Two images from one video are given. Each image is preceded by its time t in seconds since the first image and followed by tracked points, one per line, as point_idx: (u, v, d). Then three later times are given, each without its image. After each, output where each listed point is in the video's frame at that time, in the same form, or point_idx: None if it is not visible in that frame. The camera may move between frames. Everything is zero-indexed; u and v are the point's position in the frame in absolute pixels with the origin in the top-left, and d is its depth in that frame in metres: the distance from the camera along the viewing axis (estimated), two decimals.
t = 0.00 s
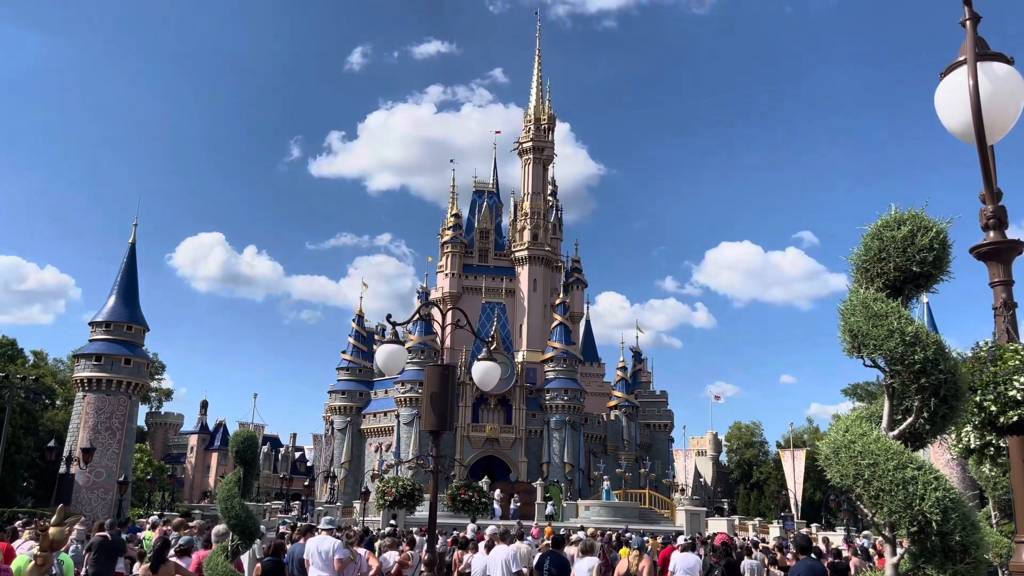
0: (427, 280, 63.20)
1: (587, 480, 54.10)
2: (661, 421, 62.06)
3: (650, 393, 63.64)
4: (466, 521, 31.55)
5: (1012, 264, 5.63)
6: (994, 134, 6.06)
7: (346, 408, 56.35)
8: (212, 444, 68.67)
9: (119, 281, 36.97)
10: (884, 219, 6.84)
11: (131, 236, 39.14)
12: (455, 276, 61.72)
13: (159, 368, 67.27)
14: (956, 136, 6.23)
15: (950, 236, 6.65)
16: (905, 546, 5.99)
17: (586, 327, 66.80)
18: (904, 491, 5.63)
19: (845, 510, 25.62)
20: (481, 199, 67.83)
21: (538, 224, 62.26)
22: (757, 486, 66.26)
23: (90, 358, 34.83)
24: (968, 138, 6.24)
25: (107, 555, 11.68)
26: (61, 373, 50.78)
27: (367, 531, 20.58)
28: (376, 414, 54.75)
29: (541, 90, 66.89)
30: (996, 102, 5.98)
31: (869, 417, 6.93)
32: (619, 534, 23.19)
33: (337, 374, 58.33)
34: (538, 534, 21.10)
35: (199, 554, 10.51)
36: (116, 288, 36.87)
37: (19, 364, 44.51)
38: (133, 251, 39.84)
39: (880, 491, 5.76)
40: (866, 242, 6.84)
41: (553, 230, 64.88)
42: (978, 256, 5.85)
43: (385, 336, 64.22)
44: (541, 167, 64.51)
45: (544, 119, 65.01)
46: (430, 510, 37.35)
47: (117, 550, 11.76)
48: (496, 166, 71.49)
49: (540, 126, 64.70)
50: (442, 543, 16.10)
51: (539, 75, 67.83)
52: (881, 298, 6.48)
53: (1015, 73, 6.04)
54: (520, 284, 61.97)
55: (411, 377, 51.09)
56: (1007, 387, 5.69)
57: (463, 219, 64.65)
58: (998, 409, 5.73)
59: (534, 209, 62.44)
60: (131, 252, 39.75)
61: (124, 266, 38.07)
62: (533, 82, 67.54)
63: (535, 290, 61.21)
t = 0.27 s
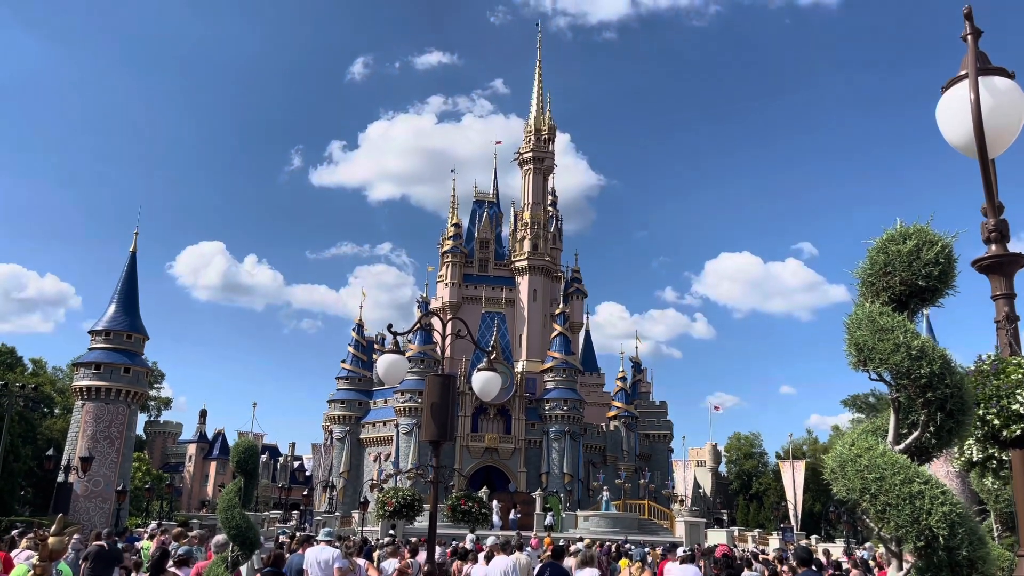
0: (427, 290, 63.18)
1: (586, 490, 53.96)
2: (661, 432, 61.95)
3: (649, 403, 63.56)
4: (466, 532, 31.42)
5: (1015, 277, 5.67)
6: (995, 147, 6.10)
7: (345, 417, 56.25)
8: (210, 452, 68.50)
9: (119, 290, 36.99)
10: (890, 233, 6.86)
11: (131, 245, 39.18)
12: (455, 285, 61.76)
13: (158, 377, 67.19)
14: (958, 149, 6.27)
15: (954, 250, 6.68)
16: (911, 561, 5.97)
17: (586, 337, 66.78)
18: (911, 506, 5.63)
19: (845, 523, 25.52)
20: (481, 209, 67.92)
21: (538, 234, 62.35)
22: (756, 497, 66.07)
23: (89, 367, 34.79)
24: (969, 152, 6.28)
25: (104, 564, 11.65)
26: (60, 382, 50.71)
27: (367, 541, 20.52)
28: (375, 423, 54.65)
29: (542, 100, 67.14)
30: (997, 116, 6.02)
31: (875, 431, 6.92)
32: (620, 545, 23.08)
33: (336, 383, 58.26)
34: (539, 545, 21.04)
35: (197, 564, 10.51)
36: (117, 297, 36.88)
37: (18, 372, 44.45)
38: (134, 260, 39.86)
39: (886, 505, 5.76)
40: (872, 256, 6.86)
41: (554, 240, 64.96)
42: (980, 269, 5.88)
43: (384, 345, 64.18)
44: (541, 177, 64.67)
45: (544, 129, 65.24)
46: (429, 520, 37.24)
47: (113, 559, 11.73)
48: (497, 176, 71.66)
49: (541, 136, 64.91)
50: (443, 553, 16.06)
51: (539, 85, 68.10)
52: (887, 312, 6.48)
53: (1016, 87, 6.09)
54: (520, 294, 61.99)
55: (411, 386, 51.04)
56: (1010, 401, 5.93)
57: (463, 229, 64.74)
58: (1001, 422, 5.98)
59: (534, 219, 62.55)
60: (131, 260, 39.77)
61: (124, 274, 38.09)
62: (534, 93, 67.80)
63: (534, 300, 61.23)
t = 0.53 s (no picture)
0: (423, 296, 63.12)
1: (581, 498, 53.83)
2: (657, 440, 61.86)
3: (645, 411, 63.51)
4: (461, 539, 31.32)
5: (1013, 288, 5.66)
6: (994, 159, 6.11)
7: (341, 424, 56.06)
8: (204, 458, 68.21)
9: (114, 294, 36.86)
10: (891, 243, 6.86)
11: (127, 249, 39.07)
12: (452, 292, 61.71)
13: (153, 382, 66.93)
14: (957, 160, 6.27)
15: (956, 261, 6.67)
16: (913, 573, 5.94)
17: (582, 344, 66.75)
18: (911, 517, 5.60)
19: (841, 532, 25.51)
20: (478, 215, 67.93)
21: (535, 241, 62.38)
22: (752, 506, 65.98)
23: (83, 371, 34.62)
24: (969, 162, 6.28)
25: (94, 570, 11.55)
26: (54, 386, 50.47)
27: (362, 548, 20.44)
28: (370, 430, 54.47)
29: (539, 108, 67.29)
30: (995, 127, 6.03)
31: (876, 441, 6.92)
32: (616, 553, 23.00)
33: (331, 389, 58.10)
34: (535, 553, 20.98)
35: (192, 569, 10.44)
36: (111, 301, 36.75)
37: (12, 376, 44.23)
38: (129, 264, 39.74)
39: (887, 516, 5.73)
40: (873, 266, 6.86)
41: (551, 247, 64.98)
42: (979, 279, 5.87)
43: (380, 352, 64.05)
44: (538, 185, 64.75)
45: (542, 137, 65.35)
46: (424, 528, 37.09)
47: (104, 565, 11.63)
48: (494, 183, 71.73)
49: (538, 143, 65.03)
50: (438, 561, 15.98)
51: (537, 93, 68.25)
52: (888, 321, 6.47)
53: (1015, 98, 6.11)
54: (516, 301, 61.96)
55: (406, 393, 50.91)
56: (1010, 413, 5.90)
57: (460, 235, 64.73)
58: (1001, 433, 5.96)
59: (531, 226, 62.60)
60: (127, 265, 39.65)
61: (120, 279, 37.97)
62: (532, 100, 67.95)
63: (531, 308, 61.17)
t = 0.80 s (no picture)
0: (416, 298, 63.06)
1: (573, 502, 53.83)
2: (648, 444, 61.93)
3: (637, 415, 63.60)
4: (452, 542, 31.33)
5: (1004, 295, 5.68)
6: (985, 167, 6.14)
7: (332, 426, 55.92)
8: (195, 459, 67.96)
9: (105, 294, 36.70)
10: (881, 250, 6.91)
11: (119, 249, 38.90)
12: (445, 294, 61.66)
13: (144, 382, 66.65)
14: (949, 167, 6.31)
15: (946, 268, 6.71)
16: None
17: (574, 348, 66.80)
18: (900, 524, 5.62)
19: (829, 538, 25.60)
20: (472, 218, 67.94)
21: (528, 244, 62.42)
22: (742, 510, 66.10)
23: (73, 372, 34.44)
24: (960, 170, 6.32)
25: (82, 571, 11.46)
26: (44, 386, 50.19)
27: (353, 550, 20.49)
28: (362, 432, 54.35)
29: (534, 111, 67.37)
30: (987, 135, 6.06)
31: (865, 448, 6.99)
32: (604, 555, 23.12)
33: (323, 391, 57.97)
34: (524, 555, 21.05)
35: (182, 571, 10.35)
36: (103, 301, 36.59)
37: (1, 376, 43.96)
38: (121, 264, 39.58)
39: (876, 523, 5.75)
40: (863, 273, 6.91)
41: (544, 251, 65.04)
42: (969, 286, 5.91)
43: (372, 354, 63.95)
44: (532, 188, 64.82)
45: (536, 140, 65.45)
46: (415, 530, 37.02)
47: (93, 567, 11.53)
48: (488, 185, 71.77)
49: (532, 147, 65.10)
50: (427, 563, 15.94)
51: (532, 96, 68.31)
52: (878, 329, 6.52)
53: (1006, 107, 6.14)
54: (509, 303, 61.96)
55: (399, 395, 50.83)
56: (999, 418, 5.90)
57: (454, 238, 64.73)
58: (990, 439, 5.96)
59: (525, 229, 62.65)
60: (119, 265, 39.50)
61: (111, 279, 37.81)
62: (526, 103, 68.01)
63: (524, 311, 61.17)
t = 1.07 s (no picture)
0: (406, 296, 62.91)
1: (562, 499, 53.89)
2: (637, 442, 62.06)
3: (626, 413, 63.73)
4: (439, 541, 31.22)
5: (985, 298, 5.68)
6: (967, 171, 6.17)
7: (321, 423, 55.76)
8: (183, 456, 67.65)
9: (92, 290, 36.43)
10: (860, 256, 7.10)
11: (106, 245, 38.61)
12: (434, 292, 61.55)
13: (131, 379, 66.25)
14: (931, 171, 6.34)
15: (923, 274, 6.92)
16: None
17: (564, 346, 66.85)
18: (875, 529, 5.65)
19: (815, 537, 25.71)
20: (462, 216, 67.82)
21: (518, 242, 62.40)
22: (730, 508, 66.39)
23: (60, 368, 34.20)
24: (942, 174, 6.35)
25: (67, 571, 11.36)
26: (30, 383, 49.81)
27: (340, 549, 20.39)
28: (351, 429, 54.21)
29: (525, 109, 67.29)
30: (970, 140, 6.09)
31: (843, 452, 7.23)
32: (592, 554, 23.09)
33: (312, 388, 57.78)
34: (512, 554, 20.99)
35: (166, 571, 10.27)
36: (90, 297, 36.32)
37: None
38: (108, 260, 39.28)
39: (852, 528, 5.78)
40: (842, 278, 7.08)
41: (534, 249, 65.02)
42: (951, 289, 5.91)
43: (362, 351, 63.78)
44: (523, 186, 64.78)
45: (527, 138, 65.38)
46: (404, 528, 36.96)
47: (77, 566, 11.43)
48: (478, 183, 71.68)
49: (523, 144, 65.04)
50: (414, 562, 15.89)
51: (523, 94, 68.23)
52: (857, 334, 6.68)
53: (989, 111, 6.17)
54: (499, 301, 61.93)
55: (388, 393, 50.74)
56: (978, 422, 5.86)
57: (444, 235, 64.62)
58: (969, 442, 5.91)
59: (515, 227, 62.61)
60: (106, 261, 39.21)
61: (98, 275, 37.53)
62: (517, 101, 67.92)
63: (514, 309, 61.15)
